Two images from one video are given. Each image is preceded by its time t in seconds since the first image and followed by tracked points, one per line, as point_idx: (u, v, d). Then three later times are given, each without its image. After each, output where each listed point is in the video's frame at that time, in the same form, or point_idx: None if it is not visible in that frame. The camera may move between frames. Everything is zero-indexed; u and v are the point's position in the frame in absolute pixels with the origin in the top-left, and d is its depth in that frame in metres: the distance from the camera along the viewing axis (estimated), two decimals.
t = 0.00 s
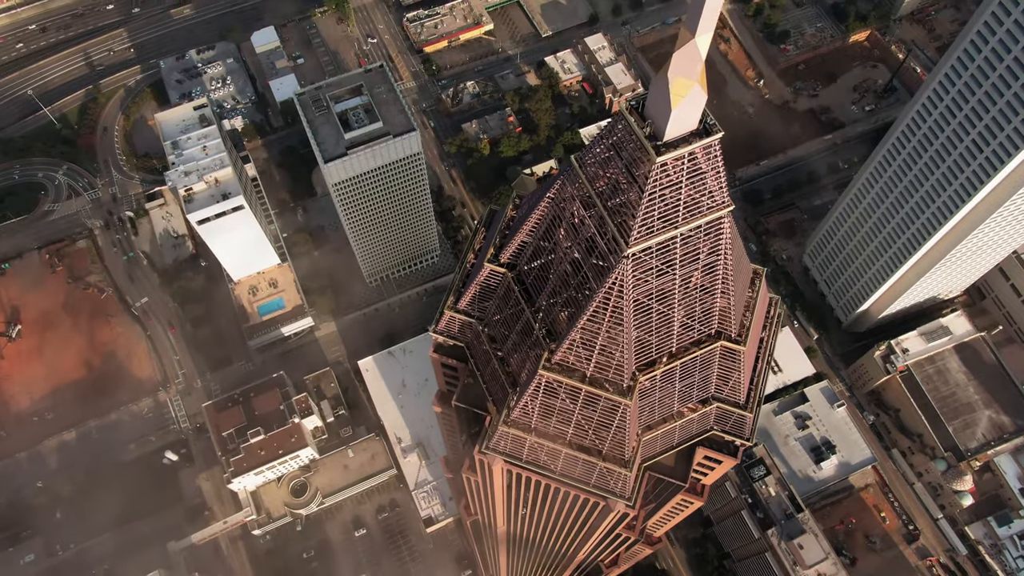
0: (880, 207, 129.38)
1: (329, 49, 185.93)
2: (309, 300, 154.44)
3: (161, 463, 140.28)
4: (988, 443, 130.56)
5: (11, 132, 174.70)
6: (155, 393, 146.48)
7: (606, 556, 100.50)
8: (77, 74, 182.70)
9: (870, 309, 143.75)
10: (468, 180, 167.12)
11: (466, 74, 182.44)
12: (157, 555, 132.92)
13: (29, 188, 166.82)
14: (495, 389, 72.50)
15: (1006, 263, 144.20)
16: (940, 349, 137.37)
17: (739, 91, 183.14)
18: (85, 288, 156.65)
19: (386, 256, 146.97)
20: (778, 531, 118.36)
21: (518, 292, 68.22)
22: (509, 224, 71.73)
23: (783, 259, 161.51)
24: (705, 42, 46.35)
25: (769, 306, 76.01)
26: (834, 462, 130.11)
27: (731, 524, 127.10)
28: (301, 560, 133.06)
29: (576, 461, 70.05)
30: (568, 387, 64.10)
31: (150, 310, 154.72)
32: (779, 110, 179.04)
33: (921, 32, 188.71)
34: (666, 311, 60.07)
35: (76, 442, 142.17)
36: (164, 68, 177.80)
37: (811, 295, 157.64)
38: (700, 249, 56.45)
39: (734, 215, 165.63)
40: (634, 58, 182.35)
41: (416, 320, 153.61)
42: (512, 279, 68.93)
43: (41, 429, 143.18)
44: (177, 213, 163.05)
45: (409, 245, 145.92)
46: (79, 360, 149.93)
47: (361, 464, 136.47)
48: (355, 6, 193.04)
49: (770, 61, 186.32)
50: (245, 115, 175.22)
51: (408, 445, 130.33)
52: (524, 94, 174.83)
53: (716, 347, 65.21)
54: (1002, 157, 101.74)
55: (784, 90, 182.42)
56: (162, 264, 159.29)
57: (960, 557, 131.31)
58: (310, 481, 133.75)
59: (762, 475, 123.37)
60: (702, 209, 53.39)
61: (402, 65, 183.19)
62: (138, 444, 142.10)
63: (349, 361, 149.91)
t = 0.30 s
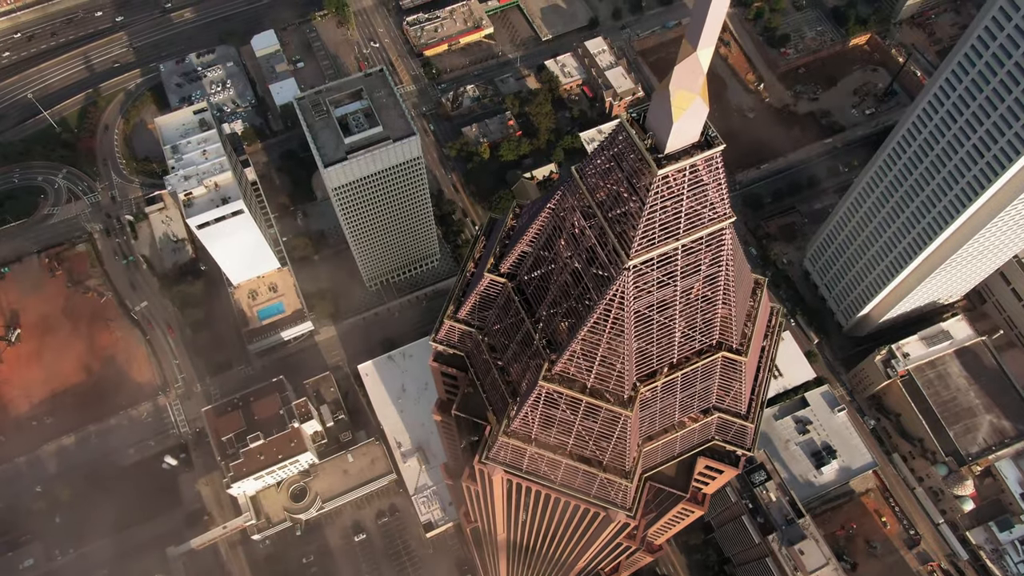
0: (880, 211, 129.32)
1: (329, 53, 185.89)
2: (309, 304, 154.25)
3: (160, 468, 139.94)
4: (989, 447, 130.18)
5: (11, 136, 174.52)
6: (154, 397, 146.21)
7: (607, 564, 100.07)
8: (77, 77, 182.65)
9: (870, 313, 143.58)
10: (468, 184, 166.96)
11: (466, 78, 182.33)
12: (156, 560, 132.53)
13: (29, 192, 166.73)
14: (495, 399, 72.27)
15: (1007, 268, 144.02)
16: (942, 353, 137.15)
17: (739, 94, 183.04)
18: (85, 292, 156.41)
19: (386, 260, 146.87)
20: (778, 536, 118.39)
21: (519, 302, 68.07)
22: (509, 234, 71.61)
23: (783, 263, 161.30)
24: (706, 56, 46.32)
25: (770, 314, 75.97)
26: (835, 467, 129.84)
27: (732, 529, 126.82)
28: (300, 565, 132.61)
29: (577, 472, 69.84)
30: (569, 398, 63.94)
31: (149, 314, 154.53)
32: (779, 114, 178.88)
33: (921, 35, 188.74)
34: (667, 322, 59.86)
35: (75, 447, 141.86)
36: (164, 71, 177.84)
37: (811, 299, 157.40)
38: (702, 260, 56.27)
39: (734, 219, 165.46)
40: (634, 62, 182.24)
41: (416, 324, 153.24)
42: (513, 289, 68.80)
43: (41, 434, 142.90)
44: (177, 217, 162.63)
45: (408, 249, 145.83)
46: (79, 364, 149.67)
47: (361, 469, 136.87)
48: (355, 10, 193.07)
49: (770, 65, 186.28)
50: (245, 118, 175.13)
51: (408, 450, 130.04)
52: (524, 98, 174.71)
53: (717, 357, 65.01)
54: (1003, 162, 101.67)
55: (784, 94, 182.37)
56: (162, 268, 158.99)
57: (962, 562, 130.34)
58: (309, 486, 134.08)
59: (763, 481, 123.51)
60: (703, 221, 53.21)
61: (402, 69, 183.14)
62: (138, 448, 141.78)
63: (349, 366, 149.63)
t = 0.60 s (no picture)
0: (880, 215, 129.25)
1: (329, 56, 185.86)
2: (308, 308, 154.10)
3: (159, 472, 139.72)
4: (990, 452, 129.99)
5: (10, 138, 174.42)
6: (154, 401, 145.99)
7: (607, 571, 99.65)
8: (77, 81, 182.67)
9: (871, 318, 143.54)
10: (468, 187, 166.80)
11: (466, 81, 182.28)
12: (155, 565, 132.23)
13: (28, 196, 166.54)
14: (495, 408, 72.15)
15: (1008, 271, 143.93)
16: (942, 357, 136.67)
17: (739, 98, 183.03)
18: (84, 295, 156.17)
19: (386, 264, 146.75)
20: (779, 541, 117.84)
21: (519, 311, 67.97)
22: (509, 242, 71.50)
23: (784, 266, 161.14)
24: (708, 68, 46.44)
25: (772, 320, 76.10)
26: (835, 471, 129.58)
27: (732, 534, 126.47)
28: (299, 569, 132.34)
29: (577, 481, 69.86)
30: (569, 408, 63.82)
31: (149, 317, 154.41)
32: (780, 117, 178.66)
33: (921, 38, 188.73)
34: (668, 331, 59.73)
35: (74, 451, 141.62)
36: (164, 74, 177.84)
37: (812, 303, 157.15)
38: (703, 270, 56.15)
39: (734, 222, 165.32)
40: (634, 65, 182.28)
41: (416, 328, 153.01)
42: (513, 298, 68.72)
43: (41, 437, 142.64)
44: (176, 220, 162.41)
45: (408, 253, 145.76)
46: (78, 368, 149.42)
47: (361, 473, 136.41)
48: (355, 13, 193.15)
49: (770, 68, 186.27)
50: (245, 122, 175.14)
51: (408, 454, 129.76)
52: (524, 101, 174.57)
53: (718, 367, 64.92)
54: (1003, 166, 101.61)
55: (785, 97, 182.29)
56: (161, 271, 158.70)
57: (963, 567, 129.71)
58: (309, 490, 133.18)
59: (764, 485, 123.21)
60: (704, 231, 53.09)
61: (402, 72, 183.17)
62: (136, 453, 141.50)
63: (349, 369, 149.47)
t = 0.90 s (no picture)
0: (880, 220, 129.20)
1: (329, 58, 185.78)
2: (308, 312, 153.94)
3: (159, 476, 139.47)
4: (991, 456, 129.60)
5: (10, 141, 174.24)
6: (153, 405, 145.72)
7: None
8: (77, 83, 182.55)
9: (871, 322, 143.55)
10: (468, 191, 166.56)
11: (466, 84, 182.18)
12: (155, 569, 131.92)
13: (28, 199, 166.38)
14: (495, 417, 72.09)
15: (1008, 275, 143.78)
16: (943, 361, 136.39)
17: (739, 100, 182.95)
18: (83, 298, 155.96)
19: (385, 268, 146.72)
20: (780, 545, 118.49)
21: (519, 320, 67.88)
22: (509, 250, 71.49)
23: (784, 269, 160.95)
24: (710, 80, 46.38)
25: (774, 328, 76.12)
26: (835, 475, 129.40)
27: (732, 538, 126.01)
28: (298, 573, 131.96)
29: (577, 490, 69.90)
30: (569, 418, 63.76)
31: (148, 321, 154.29)
32: (780, 120, 178.52)
33: (921, 41, 188.73)
34: (669, 341, 59.67)
35: (73, 455, 141.34)
36: (164, 77, 177.93)
37: (812, 306, 156.93)
38: (703, 280, 56.08)
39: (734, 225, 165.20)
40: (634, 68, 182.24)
41: (416, 332, 152.82)
42: (513, 307, 68.64)
43: (40, 441, 142.36)
44: (176, 223, 162.22)
45: (408, 257, 145.69)
46: (77, 372, 149.09)
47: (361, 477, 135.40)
48: (355, 16, 193.06)
49: (770, 71, 186.26)
50: (244, 124, 175.02)
51: (407, 458, 129.39)
52: (524, 104, 174.34)
53: (719, 376, 64.82)
54: (1004, 171, 101.54)
55: (785, 100, 182.24)
56: (161, 274, 158.41)
57: (964, 571, 129.53)
58: (309, 493, 132.78)
59: (764, 489, 123.21)
60: (705, 242, 52.99)
61: (403, 75, 183.15)
62: (136, 457, 141.26)
63: (348, 373, 149.30)
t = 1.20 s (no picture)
0: (880, 224, 129.24)
1: (329, 62, 185.76)
2: (308, 315, 153.77)
3: (158, 479, 139.21)
4: (992, 460, 129.17)
5: (10, 144, 174.08)
6: (152, 408, 145.49)
7: None
8: (77, 86, 182.58)
9: (870, 326, 143.56)
10: (468, 194, 166.52)
11: (466, 88, 182.07)
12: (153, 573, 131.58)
13: (28, 202, 166.25)
14: (495, 426, 71.94)
15: (1009, 279, 143.58)
16: (943, 364, 136.32)
17: (739, 103, 182.85)
18: (83, 302, 155.77)
19: (385, 272, 146.56)
20: (781, 550, 118.30)
21: (519, 329, 67.82)
22: (509, 258, 71.47)
23: (785, 273, 160.68)
24: (712, 92, 45.75)
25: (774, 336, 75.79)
26: (836, 479, 129.11)
27: (733, 543, 125.45)
28: None
29: (577, 500, 69.83)
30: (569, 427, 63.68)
31: (148, 324, 154.18)
32: (780, 123, 178.44)
33: (921, 44, 188.82)
34: (670, 350, 59.57)
35: (72, 459, 141.07)
36: (164, 80, 177.93)
37: (812, 310, 156.75)
38: (705, 290, 55.98)
39: (734, 228, 165.11)
40: (634, 71, 182.13)
41: (416, 335, 152.56)
42: (513, 316, 68.56)
43: (39, 445, 142.09)
44: (176, 227, 162.06)
45: (408, 261, 145.61)
46: (76, 375, 148.82)
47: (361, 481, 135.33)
48: (355, 19, 192.98)
49: (770, 74, 186.24)
50: (244, 127, 174.91)
51: (407, 462, 129.08)
52: (524, 107, 174.15)
53: (721, 385, 64.72)
54: (1005, 175, 101.51)
55: (785, 103, 182.13)
56: (160, 277, 158.18)
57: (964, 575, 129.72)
58: (308, 498, 132.99)
59: (765, 494, 124.13)
60: (707, 252, 52.86)
61: (402, 78, 183.10)
62: (135, 460, 141.01)
63: (348, 376, 149.09)
